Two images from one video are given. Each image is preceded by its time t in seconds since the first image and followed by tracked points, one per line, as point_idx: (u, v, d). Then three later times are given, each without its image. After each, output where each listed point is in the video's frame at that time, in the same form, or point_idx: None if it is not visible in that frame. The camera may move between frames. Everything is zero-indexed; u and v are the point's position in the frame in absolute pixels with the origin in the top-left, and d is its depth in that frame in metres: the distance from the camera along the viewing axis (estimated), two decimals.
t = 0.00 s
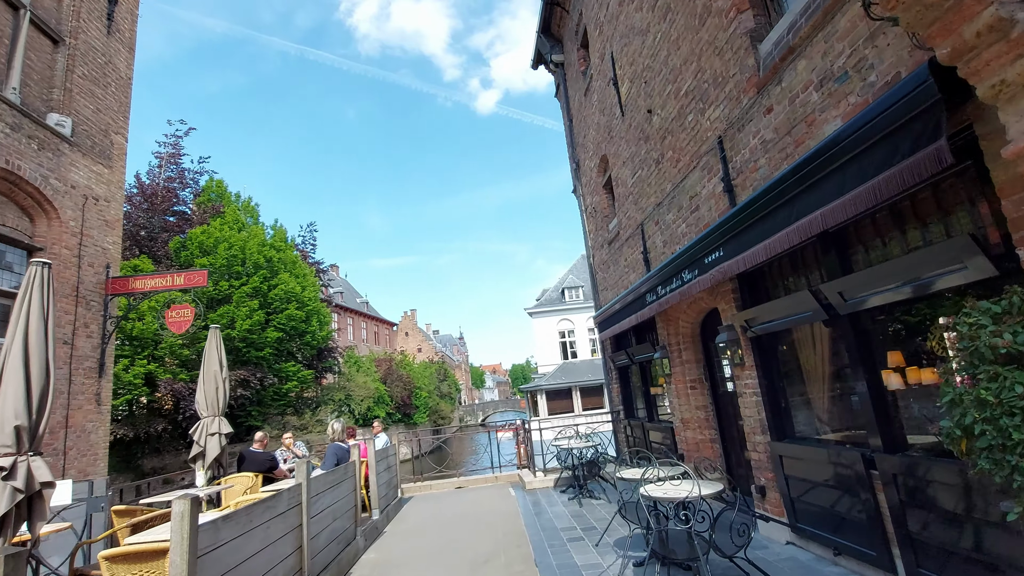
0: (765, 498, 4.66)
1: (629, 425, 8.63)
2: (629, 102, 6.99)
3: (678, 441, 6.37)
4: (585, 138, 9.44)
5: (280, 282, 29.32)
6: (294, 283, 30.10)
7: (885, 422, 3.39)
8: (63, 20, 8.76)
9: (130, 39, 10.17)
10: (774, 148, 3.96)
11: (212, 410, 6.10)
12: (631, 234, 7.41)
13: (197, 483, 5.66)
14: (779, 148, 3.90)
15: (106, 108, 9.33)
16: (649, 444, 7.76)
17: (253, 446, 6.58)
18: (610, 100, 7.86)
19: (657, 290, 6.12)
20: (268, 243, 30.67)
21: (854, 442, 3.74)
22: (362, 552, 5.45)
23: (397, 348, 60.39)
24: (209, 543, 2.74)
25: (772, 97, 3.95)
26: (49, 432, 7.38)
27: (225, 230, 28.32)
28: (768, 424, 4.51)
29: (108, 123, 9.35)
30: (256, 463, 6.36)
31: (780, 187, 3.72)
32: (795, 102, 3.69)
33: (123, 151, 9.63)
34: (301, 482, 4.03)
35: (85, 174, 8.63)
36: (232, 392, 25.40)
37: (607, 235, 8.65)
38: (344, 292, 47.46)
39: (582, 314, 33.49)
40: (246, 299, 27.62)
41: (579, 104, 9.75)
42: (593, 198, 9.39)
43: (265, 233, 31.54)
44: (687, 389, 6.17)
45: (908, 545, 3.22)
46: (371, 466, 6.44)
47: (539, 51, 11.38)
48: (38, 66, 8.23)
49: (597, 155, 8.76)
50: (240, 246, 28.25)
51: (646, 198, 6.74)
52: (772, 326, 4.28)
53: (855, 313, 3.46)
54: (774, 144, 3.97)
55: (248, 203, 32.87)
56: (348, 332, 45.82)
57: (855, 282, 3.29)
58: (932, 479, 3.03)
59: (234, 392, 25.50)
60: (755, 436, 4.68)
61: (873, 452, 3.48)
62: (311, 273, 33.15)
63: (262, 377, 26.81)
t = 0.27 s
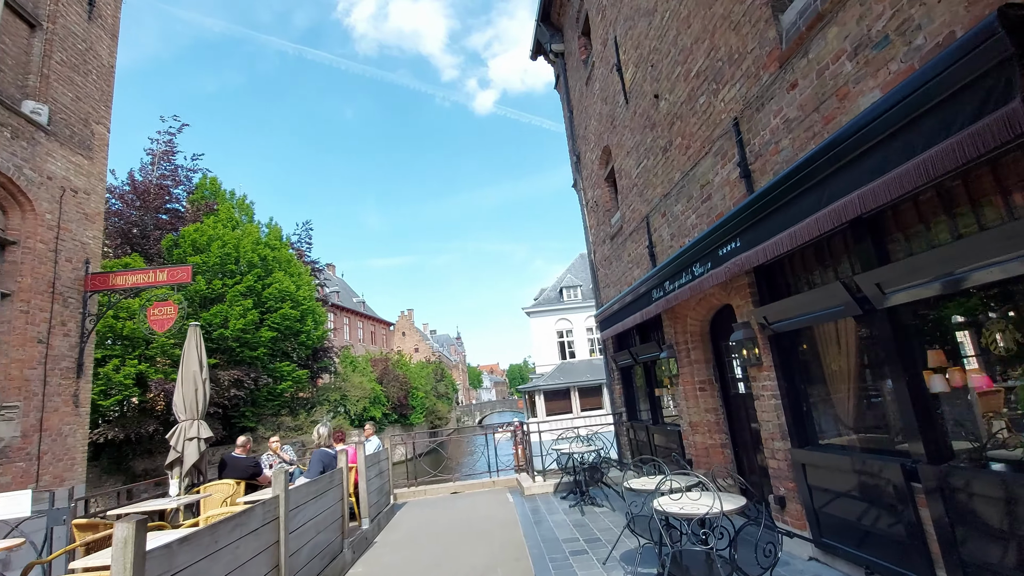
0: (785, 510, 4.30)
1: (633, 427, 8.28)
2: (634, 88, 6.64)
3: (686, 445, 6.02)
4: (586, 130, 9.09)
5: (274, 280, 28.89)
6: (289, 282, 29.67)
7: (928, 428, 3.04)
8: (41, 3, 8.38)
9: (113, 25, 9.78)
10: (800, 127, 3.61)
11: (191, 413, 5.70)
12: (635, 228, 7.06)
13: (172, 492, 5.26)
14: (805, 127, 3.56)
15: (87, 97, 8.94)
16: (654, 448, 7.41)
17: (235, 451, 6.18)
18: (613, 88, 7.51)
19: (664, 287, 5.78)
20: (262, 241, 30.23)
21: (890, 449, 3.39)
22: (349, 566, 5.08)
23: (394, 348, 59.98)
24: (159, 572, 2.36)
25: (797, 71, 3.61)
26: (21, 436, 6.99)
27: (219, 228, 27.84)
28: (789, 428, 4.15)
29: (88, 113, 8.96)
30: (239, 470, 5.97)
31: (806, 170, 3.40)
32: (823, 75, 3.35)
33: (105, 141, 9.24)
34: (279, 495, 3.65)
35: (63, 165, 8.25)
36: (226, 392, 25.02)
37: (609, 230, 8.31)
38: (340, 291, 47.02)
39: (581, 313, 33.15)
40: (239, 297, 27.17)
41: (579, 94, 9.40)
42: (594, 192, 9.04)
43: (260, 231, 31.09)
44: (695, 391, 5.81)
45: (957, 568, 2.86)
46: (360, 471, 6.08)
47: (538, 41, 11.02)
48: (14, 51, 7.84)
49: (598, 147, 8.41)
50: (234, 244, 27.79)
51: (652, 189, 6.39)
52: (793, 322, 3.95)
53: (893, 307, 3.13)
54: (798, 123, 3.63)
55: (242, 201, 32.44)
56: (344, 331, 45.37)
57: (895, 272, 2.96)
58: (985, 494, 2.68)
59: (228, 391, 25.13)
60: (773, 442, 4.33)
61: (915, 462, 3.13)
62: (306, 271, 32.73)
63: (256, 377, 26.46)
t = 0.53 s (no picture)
0: (805, 517, 3.95)
1: (635, 427, 7.95)
2: (637, 69, 6.30)
3: (692, 446, 5.69)
4: (586, 118, 8.75)
5: (268, 278, 28.47)
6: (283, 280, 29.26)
7: (978, 428, 2.70)
8: None
9: (94, 9, 9.40)
10: (825, 96, 3.29)
11: (165, 412, 5.33)
12: (638, 218, 6.72)
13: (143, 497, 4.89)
14: (833, 95, 3.23)
15: (64, 82, 8.57)
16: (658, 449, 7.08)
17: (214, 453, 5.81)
18: (615, 72, 7.17)
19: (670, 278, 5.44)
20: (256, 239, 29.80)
21: (930, 452, 3.05)
22: None
23: (390, 348, 59.57)
24: None
25: (822, 34, 3.28)
26: None
27: (213, 225, 27.36)
28: (810, 428, 3.80)
29: (66, 99, 8.58)
30: (217, 473, 5.59)
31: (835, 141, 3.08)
32: (854, 35, 3.02)
33: (84, 129, 8.86)
34: (248, 503, 3.28)
35: (38, 152, 7.87)
36: (219, 391, 24.62)
37: (610, 221, 7.96)
38: (336, 290, 46.60)
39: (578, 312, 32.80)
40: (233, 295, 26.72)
41: (578, 82, 9.05)
42: (594, 183, 8.69)
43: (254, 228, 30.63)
44: (703, 388, 5.47)
45: None
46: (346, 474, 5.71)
47: (536, 28, 10.68)
48: None
49: (599, 135, 8.06)
50: (227, 241, 27.34)
51: (656, 176, 6.05)
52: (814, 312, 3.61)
53: (937, 290, 2.79)
54: (823, 91, 3.31)
55: (236, 198, 32.01)
56: (339, 331, 44.93)
57: (937, 250, 2.62)
58: None
59: (221, 391, 24.72)
60: (791, 442, 3.99)
61: (962, 467, 2.79)
62: (301, 270, 32.33)
63: (250, 376, 26.12)
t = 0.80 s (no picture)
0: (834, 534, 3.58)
1: (639, 431, 7.60)
2: (644, 52, 5.94)
3: (703, 452, 5.33)
4: (587, 108, 8.38)
5: (262, 277, 28.02)
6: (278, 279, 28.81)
7: None
8: None
9: None
10: (864, 64, 2.95)
11: (136, 417, 4.93)
12: (644, 210, 6.36)
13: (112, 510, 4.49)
14: (874, 62, 2.88)
15: (41, 69, 8.17)
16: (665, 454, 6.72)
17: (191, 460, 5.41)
18: (619, 57, 6.81)
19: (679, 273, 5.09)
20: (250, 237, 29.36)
21: (986, 465, 2.69)
22: None
23: (386, 348, 59.13)
24: None
25: None
26: None
27: (207, 223, 26.88)
28: (841, 435, 3.44)
29: (42, 87, 8.18)
30: (194, 482, 5.19)
31: (877, 112, 2.75)
32: None
33: (61, 119, 8.47)
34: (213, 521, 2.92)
35: (11, 141, 7.48)
36: (212, 392, 24.19)
37: (613, 215, 7.60)
38: (332, 289, 46.15)
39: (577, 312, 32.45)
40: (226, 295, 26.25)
41: (579, 70, 8.69)
42: (596, 175, 8.33)
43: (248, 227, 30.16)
44: (716, 391, 5.11)
45: None
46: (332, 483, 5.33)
47: (535, 17, 10.31)
48: None
49: (601, 125, 7.70)
50: (220, 240, 26.88)
51: (664, 165, 5.70)
52: (845, 307, 3.26)
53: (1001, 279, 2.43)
54: (860, 59, 2.98)
55: (230, 196, 31.57)
56: (335, 330, 44.48)
57: (1005, 232, 2.26)
58: None
59: (214, 392, 24.29)
60: (818, 451, 3.63)
61: None
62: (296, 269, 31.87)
63: (244, 377, 25.71)
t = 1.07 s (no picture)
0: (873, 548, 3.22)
1: (647, 432, 7.23)
2: (654, 29, 5.58)
3: (719, 455, 4.96)
4: (591, 95, 8.02)
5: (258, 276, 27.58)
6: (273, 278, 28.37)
7: None
8: None
9: None
10: (917, 16, 2.60)
11: (106, 419, 4.55)
12: (652, 198, 6.00)
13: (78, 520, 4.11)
14: (930, 12, 2.54)
15: (18, 52, 7.78)
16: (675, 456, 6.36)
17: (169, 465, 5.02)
18: (626, 37, 6.44)
19: (694, 263, 4.73)
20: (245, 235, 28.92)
21: None
22: None
23: (384, 348, 58.68)
24: None
25: None
26: None
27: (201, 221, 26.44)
28: (883, 438, 3.06)
29: (20, 71, 7.78)
30: (171, 489, 4.80)
31: (939, 68, 2.39)
32: None
33: (39, 105, 8.07)
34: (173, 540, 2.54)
35: None
36: (206, 392, 23.82)
37: (618, 206, 7.24)
38: (330, 289, 45.72)
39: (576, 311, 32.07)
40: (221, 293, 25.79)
41: (582, 55, 8.32)
42: (600, 165, 7.96)
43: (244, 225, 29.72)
44: (733, 390, 4.75)
45: None
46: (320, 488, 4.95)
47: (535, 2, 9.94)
48: None
49: (606, 111, 7.33)
50: (215, 238, 26.44)
51: (675, 148, 5.34)
52: (892, 295, 2.89)
53: None
54: (912, 10, 2.63)
55: (225, 194, 31.13)
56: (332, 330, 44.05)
57: None
58: None
59: (208, 392, 23.92)
60: (854, 455, 3.26)
61: None
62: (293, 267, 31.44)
63: (239, 377, 25.32)
